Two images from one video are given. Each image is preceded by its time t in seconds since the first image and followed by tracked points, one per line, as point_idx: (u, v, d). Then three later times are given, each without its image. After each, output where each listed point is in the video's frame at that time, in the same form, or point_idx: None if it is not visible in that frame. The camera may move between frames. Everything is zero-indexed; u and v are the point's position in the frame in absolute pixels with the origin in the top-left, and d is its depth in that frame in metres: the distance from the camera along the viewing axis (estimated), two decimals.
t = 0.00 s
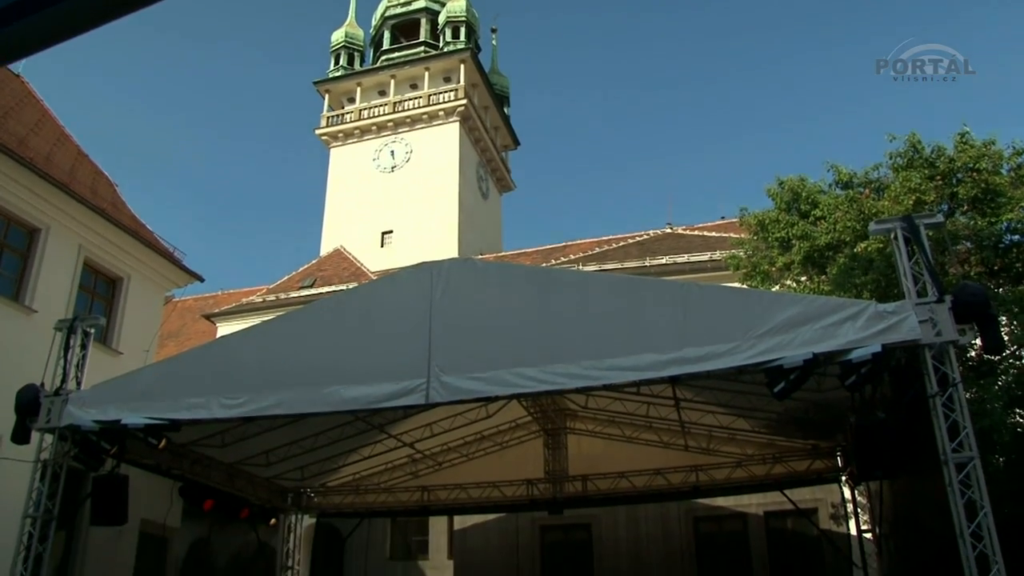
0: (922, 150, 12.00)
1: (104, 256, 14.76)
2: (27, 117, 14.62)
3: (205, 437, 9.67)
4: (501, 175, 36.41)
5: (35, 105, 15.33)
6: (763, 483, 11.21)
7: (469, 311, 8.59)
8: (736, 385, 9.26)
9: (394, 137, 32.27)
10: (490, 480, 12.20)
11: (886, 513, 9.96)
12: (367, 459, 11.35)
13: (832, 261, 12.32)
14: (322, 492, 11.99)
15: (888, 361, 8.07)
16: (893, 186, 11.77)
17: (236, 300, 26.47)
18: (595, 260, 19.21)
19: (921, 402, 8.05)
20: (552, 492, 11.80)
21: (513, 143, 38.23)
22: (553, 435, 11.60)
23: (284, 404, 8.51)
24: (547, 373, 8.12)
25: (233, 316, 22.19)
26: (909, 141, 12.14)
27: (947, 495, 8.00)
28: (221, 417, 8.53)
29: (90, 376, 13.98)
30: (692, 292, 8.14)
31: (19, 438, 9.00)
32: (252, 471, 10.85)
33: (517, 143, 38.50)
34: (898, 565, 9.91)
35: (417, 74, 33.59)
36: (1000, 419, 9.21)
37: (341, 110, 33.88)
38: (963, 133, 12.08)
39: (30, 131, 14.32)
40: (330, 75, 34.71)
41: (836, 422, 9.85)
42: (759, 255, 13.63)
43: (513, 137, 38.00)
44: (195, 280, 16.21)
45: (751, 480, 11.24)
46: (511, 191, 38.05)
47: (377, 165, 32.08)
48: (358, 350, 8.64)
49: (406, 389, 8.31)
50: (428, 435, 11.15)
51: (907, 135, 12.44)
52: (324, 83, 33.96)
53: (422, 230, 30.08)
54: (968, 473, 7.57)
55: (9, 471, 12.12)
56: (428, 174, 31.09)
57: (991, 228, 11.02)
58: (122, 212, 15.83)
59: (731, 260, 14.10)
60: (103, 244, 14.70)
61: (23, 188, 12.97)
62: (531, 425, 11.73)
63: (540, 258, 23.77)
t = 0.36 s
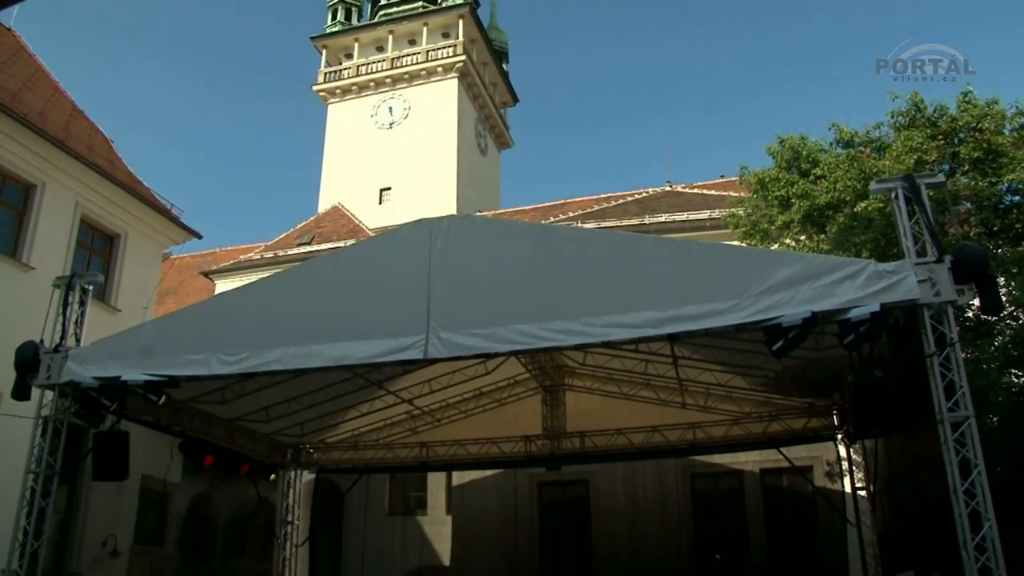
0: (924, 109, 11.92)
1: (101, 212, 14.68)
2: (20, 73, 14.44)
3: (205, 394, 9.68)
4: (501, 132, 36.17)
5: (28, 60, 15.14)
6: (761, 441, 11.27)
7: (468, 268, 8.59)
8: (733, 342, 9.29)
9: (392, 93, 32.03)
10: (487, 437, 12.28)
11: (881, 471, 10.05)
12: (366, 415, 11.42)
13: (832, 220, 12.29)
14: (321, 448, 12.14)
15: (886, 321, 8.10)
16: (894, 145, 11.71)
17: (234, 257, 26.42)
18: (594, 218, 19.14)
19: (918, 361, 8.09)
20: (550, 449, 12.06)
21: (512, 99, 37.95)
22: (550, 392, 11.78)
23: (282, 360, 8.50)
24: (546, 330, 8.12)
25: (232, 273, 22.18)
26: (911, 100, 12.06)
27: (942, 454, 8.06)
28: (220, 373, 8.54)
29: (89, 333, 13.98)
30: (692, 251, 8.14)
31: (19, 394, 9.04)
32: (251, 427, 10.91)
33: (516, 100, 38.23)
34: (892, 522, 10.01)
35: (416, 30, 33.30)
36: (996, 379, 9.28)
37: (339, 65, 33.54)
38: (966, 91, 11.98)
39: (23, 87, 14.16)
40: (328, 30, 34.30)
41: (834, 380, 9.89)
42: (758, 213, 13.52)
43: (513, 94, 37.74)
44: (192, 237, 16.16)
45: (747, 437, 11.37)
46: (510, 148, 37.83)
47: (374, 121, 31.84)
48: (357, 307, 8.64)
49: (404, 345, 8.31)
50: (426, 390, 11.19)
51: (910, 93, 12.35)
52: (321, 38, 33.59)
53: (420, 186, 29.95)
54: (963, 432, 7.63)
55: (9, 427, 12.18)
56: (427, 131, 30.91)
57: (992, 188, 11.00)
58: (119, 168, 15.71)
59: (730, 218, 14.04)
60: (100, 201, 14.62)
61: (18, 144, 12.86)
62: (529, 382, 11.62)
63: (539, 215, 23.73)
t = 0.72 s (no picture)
0: (923, 69, 11.87)
1: (93, 169, 14.56)
2: (9, 26, 14.24)
3: (199, 351, 9.68)
4: (496, 90, 35.86)
5: (16, 13, 14.91)
6: (753, 400, 11.43)
7: (464, 225, 8.56)
8: (728, 301, 9.32)
9: (386, 49, 31.70)
10: (481, 395, 12.36)
11: (872, 430, 10.10)
12: (360, 372, 11.45)
13: (828, 180, 12.29)
14: (315, 404, 12.17)
15: (881, 282, 8.12)
16: (892, 105, 11.67)
17: (227, 214, 26.28)
18: (590, 176, 19.06)
19: (911, 323, 8.13)
20: (544, 407, 12.07)
21: (508, 56, 37.58)
22: (545, 350, 11.69)
23: (277, 318, 8.49)
24: (541, 288, 8.12)
25: (225, 231, 22.10)
26: (910, 59, 11.98)
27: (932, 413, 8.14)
28: (215, 330, 8.53)
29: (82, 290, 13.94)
30: (688, 210, 8.11)
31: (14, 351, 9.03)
32: (246, 384, 10.94)
33: (512, 58, 37.86)
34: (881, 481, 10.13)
35: None
36: (986, 340, 9.57)
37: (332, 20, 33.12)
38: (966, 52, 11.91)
39: (12, 40, 13.95)
40: None
41: (827, 340, 9.94)
42: (754, 172, 13.51)
43: (509, 51, 37.37)
44: (186, 194, 16.06)
45: (740, 396, 11.49)
46: (506, 106, 37.56)
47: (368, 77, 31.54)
48: (352, 264, 8.62)
49: (399, 303, 8.29)
50: (420, 348, 11.21)
51: (909, 53, 12.29)
52: None
53: (414, 143, 29.76)
54: (954, 393, 7.69)
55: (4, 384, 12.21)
56: (421, 88, 30.64)
57: (988, 150, 10.90)
58: (111, 124, 15.55)
59: (725, 176, 14.01)
60: (92, 157, 14.49)
61: (8, 100, 12.70)
62: (523, 340, 11.66)
63: (535, 173, 23.64)
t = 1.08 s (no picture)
0: (926, 25, 11.76)
1: (87, 123, 14.40)
2: None
3: (196, 306, 9.66)
4: (492, 43, 35.44)
5: None
6: (749, 355, 11.54)
7: (460, 180, 8.51)
8: (725, 258, 9.33)
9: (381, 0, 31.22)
10: (477, 349, 12.36)
11: (867, 387, 10.06)
12: (357, 327, 11.48)
13: (827, 136, 12.23)
14: (313, 359, 12.21)
15: (879, 238, 8.11)
16: (893, 61, 11.63)
17: (222, 169, 26.07)
18: (587, 131, 18.92)
19: (908, 279, 8.15)
20: (541, 362, 12.20)
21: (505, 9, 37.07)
22: (541, 306, 11.76)
23: (274, 273, 8.45)
24: (538, 243, 8.08)
25: (220, 185, 21.95)
26: (914, 15, 11.87)
27: (927, 369, 8.20)
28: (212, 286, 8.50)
29: (78, 246, 13.88)
30: (686, 165, 8.08)
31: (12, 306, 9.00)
32: (243, 339, 10.95)
33: (509, 10, 37.35)
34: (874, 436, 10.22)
35: None
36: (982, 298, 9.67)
37: None
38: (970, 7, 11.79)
39: None
40: None
41: (824, 296, 9.96)
42: (752, 128, 13.43)
43: (505, 4, 36.88)
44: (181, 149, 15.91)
45: (736, 351, 11.57)
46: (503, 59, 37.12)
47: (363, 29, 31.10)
48: (348, 218, 8.56)
49: (398, 258, 8.26)
50: (417, 303, 11.21)
51: (912, 8, 12.16)
52: None
53: (410, 96, 29.45)
54: (950, 350, 7.74)
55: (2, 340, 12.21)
56: (416, 40, 30.25)
57: (990, 107, 10.83)
58: (103, 78, 15.34)
59: (723, 132, 13.96)
60: (85, 112, 14.32)
61: None
62: (519, 296, 11.66)
63: (532, 126, 23.45)
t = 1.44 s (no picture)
0: None
1: (82, 78, 14.20)
2: None
3: (196, 262, 9.64)
4: None
5: None
6: (749, 312, 11.58)
7: (461, 133, 8.43)
8: (726, 214, 9.32)
9: None
10: (478, 305, 12.36)
11: (865, 345, 10.28)
12: (357, 283, 11.48)
13: (831, 93, 12.16)
14: (312, 314, 12.27)
15: (881, 195, 8.07)
16: (899, 15, 11.44)
17: (218, 124, 25.84)
18: (587, 87, 18.75)
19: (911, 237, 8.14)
20: (541, 317, 12.12)
21: None
22: (542, 262, 11.81)
23: (274, 229, 8.41)
24: (540, 198, 8.05)
25: (217, 140, 21.78)
26: None
27: (927, 327, 8.23)
28: (212, 241, 8.46)
29: (77, 202, 13.79)
30: (689, 119, 8.01)
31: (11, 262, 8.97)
32: (243, 294, 10.95)
33: None
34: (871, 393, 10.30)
35: None
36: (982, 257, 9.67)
37: None
38: None
39: None
40: None
41: (824, 253, 9.98)
42: (755, 84, 13.31)
43: None
44: (179, 104, 15.72)
45: (736, 308, 11.62)
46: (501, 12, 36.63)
47: None
48: (348, 173, 8.50)
49: (400, 213, 8.22)
50: (417, 258, 11.20)
51: None
52: None
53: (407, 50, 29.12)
54: (951, 308, 7.76)
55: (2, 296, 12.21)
56: None
57: (997, 63, 10.83)
58: (98, 30, 15.09)
59: (725, 88, 13.83)
60: (81, 66, 14.12)
61: None
62: (520, 252, 11.68)
63: (531, 80, 23.24)
